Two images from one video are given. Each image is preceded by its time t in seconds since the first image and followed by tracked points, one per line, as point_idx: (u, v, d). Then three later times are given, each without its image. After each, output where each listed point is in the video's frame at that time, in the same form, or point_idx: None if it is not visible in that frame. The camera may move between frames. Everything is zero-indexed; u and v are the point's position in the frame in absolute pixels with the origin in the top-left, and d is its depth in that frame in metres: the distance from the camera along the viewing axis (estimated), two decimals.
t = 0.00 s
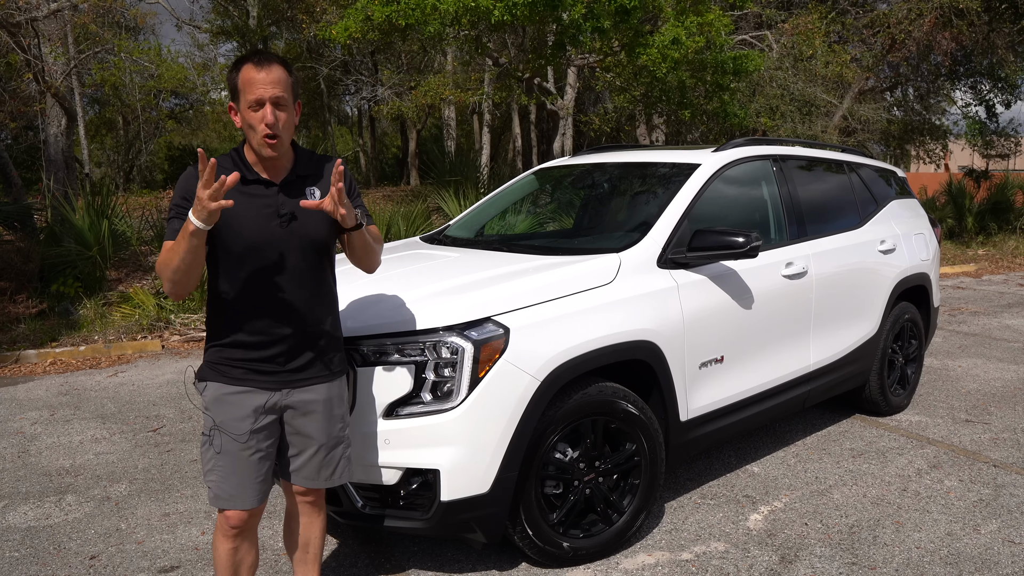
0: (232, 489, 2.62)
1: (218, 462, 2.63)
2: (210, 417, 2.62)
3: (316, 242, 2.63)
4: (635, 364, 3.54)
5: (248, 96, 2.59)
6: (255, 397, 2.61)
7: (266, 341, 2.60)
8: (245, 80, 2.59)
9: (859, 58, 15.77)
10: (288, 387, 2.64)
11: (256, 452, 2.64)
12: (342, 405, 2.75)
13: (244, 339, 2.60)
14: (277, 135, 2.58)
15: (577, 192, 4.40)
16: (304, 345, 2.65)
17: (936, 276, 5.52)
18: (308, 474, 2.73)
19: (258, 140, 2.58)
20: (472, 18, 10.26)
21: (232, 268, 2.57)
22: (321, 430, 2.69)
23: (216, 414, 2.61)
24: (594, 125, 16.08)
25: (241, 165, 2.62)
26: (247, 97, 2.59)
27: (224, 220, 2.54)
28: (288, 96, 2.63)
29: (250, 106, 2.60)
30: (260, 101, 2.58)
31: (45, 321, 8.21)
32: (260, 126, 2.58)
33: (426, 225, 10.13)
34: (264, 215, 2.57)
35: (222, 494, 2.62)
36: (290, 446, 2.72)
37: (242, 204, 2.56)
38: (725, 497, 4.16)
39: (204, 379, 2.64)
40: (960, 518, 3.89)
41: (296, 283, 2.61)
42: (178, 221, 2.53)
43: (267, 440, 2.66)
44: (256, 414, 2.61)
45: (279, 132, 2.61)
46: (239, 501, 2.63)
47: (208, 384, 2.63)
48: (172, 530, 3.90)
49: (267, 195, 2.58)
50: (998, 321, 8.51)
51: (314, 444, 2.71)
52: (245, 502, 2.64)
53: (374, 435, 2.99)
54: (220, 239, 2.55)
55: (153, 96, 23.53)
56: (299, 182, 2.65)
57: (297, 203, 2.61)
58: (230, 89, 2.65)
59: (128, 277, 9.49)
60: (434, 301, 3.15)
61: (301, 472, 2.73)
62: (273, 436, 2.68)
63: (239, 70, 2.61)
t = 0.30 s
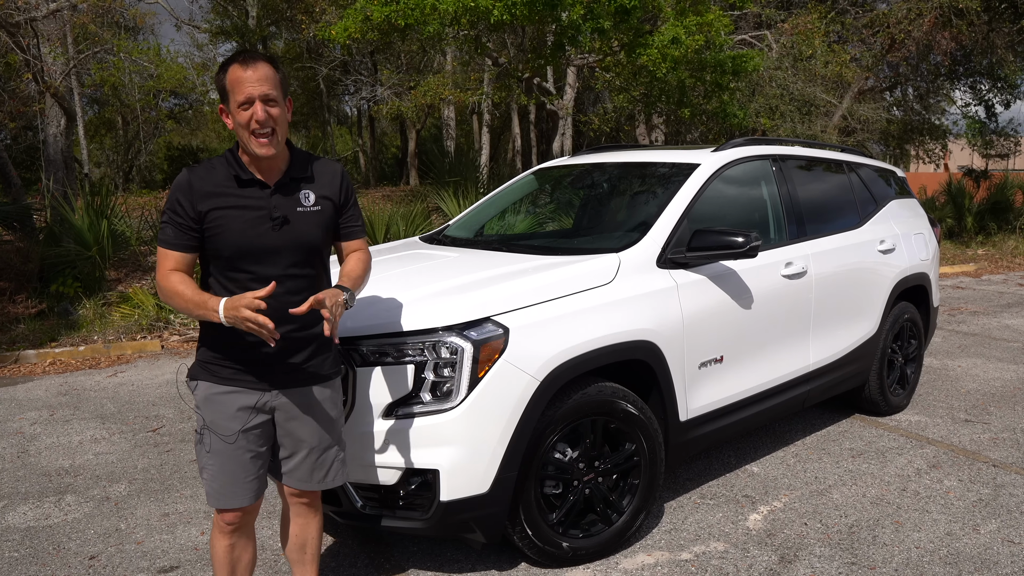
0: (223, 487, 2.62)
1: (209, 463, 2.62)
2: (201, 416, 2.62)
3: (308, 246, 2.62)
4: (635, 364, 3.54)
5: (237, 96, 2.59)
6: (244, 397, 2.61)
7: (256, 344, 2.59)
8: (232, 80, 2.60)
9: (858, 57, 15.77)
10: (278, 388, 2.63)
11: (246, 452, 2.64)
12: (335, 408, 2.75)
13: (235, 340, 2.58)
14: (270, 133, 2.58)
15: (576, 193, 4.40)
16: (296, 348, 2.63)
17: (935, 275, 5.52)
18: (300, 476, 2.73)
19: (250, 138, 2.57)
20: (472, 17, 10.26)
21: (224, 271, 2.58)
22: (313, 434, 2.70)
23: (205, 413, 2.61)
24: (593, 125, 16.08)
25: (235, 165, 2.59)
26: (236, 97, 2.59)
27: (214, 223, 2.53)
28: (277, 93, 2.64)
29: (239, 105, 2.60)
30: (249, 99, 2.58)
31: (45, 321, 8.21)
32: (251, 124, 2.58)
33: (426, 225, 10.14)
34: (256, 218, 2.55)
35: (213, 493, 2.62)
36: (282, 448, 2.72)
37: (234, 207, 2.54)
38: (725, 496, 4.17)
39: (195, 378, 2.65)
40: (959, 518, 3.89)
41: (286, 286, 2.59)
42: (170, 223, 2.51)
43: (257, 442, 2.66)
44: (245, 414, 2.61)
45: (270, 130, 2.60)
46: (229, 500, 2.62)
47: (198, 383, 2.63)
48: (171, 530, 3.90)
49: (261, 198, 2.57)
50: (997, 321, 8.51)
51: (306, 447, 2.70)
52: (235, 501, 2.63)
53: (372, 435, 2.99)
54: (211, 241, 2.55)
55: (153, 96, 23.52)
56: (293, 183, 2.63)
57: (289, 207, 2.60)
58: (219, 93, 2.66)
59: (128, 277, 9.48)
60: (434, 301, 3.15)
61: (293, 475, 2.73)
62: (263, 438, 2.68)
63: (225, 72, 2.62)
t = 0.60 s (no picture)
0: (212, 489, 2.60)
1: (197, 464, 2.60)
2: (189, 418, 2.60)
3: (295, 245, 2.60)
4: (634, 364, 3.54)
5: (224, 91, 2.58)
6: (232, 399, 2.58)
7: (245, 344, 2.56)
8: (219, 76, 2.59)
9: (858, 57, 15.78)
10: (266, 390, 2.60)
11: (236, 454, 2.62)
12: (325, 409, 2.72)
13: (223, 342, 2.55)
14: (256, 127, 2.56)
15: (576, 193, 4.40)
16: (285, 348, 2.60)
17: (935, 275, 5.52)
18: (291, 479, 2.70)
19: (237, 134, 2.55)
20: (471, 17, 10.25)
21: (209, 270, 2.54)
22: (302, 436, 2.67)
23: (194, 415, 2.58)
24: (592, 125, 16.07)
25: (222, 161, 2.58)
26: (223, 93, 2.59)
27: (199, 221, 2.51)
28: (264, 88, 2.63)
29: (225, 101, 2.59)
30: (236, 94, 2.58)
31: (44, 322, 8.21)
32: (238, 119, 2.56)
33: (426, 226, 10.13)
34: (242, 216, 2.53)
35: (202, 494, 2.60)
36: (273, 450, 2.69)
37: (219, 206, 2.53)
38: (725, 496, 4.17)
39: (183, 380, 2.61)
40: (959, 518, 3.89)
41: (274, 285, 2.56)
42: (150, 218, 2.49)
43: (247, 443, 2.64)
44: (235, 416, 2.58)
45: (257, 124, 2.58)
46: (218, 501, 2.61)
47: (186, 385, 2.60)
48: (171, 530, 3.90)
49: (247, 196, 2.55)
50: (997, 321, 8.52)
51: (295, 449, 2.67)
52: (226, 502, 2.61)
53: (371, 434, 2.98)
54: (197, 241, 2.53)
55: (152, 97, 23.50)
56: (279, 181, 2.61)
57: (276, 205, 2.59)
58: (206, 90, 2.65)
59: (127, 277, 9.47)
60: (434, 301, 3.15)
61: (284, 478, 2.70)
62: (253, 439, 2.65)
63: (212, 68, 2.61)
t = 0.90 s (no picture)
0: (199, 494, 2.55)
1: (183, 469, 2.54)
2: (175, 423, 2.53)
3: (278, 242, 2.52)
4: (634, 363, 3.54)
5: (204, 89, 2.49)
6: (218, 402, 2.52)
7: (228, 345, 2.50)
8: (200, 73, 2.50)
9: (857, 57, 15.78)
10: (251, 391, 2.54)
11: (224, 458, 2.56)
12: (314, 411, 2.64)
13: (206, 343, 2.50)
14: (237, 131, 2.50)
15: (575, 193, 4.40)
16: (269, 348, 2.55)
17: (934, 275, 5.52)
18: (280, 484, 2.63)
19: (217, 135, 2.49)
20: (471, 17, 10.25)
21: (191, 268, 2.47)
22: (292, 438, 2.60)
23: (181, 420, 2.52)
24: (592, 125, 16.07)
25: (202, 160, 2.55)
26: (203, 90, 2.50)
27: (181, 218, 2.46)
28: (246, 87, 2.54)
29: (205, 98, 2.50)
30: (217, 92, 2.48)
31: (44, 322, 8.22)
32: (218, 120, 2.49)
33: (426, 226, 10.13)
34: (223, 214, 2.47)
35: (188, 500, 2.55)
36: (263, 454, 2.62)
37: (200, 203, 2.47)
38: (724, 496, 4.17)
39: (167, 384, 2.55)
40: (959, 517, 3.89)
41: (256, 282, 2.50)
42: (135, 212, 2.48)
43: (237, 447, 2.58)
44: (221, 419, 2.52)
45: (238, 124, 2.52)
46: (206, 506, 2.55)
47: (171, 390, 2.53)
48: (171, 530, 3.90)
49: (228, 193, 2.49)
50: (996, 320, 8.53)
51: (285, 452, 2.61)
52: (213, 506, 2.56)
53: (371, 433, 2.98)
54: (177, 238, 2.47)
55: (152, 97, 23.48)
56: (259, 177, 2.54)
57: (258, 201, 2.51)
58: (186, 85, 2.56)
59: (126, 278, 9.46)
60: (434, 301, 3.15)
61: (274, 483, 2.63)
62: (243, 443, 2.59)
63: (193, 63, 2.52)
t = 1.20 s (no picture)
0: (190, 495, 2.54)
1: (174, 471, 2.53)
2: (165, 424, 2.52)
3: (267, 244, 2.51)
4: (635, 363, 3.54)
5: (197, 96, 2.46)
6: (208, 402, 2.51)
7: (219, 346, 2.49)
8: (192, 80, 2.47)
9: (857, 57, 15.79)
10: (242, 392, 2.53)
11: (215, 459, 2.56)
12: (305, 412, 2.62)
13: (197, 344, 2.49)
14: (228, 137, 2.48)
15: (575, 192, 4.40)
16: (260, 349, 2.54)
17: (934, 275, 5.51)
18: (271, 486, 2.62)
19: (208, 141, 2.47)
20: (470, 17, 10.25)
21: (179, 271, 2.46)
22: (283, 439, 2.58)
23: (171, 422, 2.51)
24: (592, 125, 16.07)
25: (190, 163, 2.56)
26: (196, 97, 2.47)
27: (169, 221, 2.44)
28: (239, 94, 2.52)
29: (198, 105, 2.48)
30: (211, 100, 2.46)
31: (44, 322, 8.22)
32: (210, 126, 2.47)
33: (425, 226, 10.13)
34: (211, 215, 2.46)
35: (178, 502, 2.53)
36: (255, 456, 2.61)
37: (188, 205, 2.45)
38: (724, 495, 4.17)
39: (157, 386, 2.54)
40: (959, 517, 3.89)
41: (248, 283, 2.49)
42: (125, 215, 2.48)
43: (228, 448, 2.57)
44: (212, 420, 2.51)
45: (231, 131, 2.50)
46: (198, 508, 2.55)
47: (161, 391, 2.53)
48: (171, 530, 3.90)
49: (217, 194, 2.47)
50: (996, 320, 8.53)
51: (275, 455, 2.59)
52: (204, 508, 2.56)
53: (371, 433, 2.97)
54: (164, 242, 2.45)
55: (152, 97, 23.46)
56: (246, 181, 2.56)
57: (245, 203, 2.50)
58: (178, 88, 2.53)
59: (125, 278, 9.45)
60: (434, 301, 3.15)
61: (265, 486, 2.62)
62: (234, 444, 2.58)
63: (185, 68, 2.49)
